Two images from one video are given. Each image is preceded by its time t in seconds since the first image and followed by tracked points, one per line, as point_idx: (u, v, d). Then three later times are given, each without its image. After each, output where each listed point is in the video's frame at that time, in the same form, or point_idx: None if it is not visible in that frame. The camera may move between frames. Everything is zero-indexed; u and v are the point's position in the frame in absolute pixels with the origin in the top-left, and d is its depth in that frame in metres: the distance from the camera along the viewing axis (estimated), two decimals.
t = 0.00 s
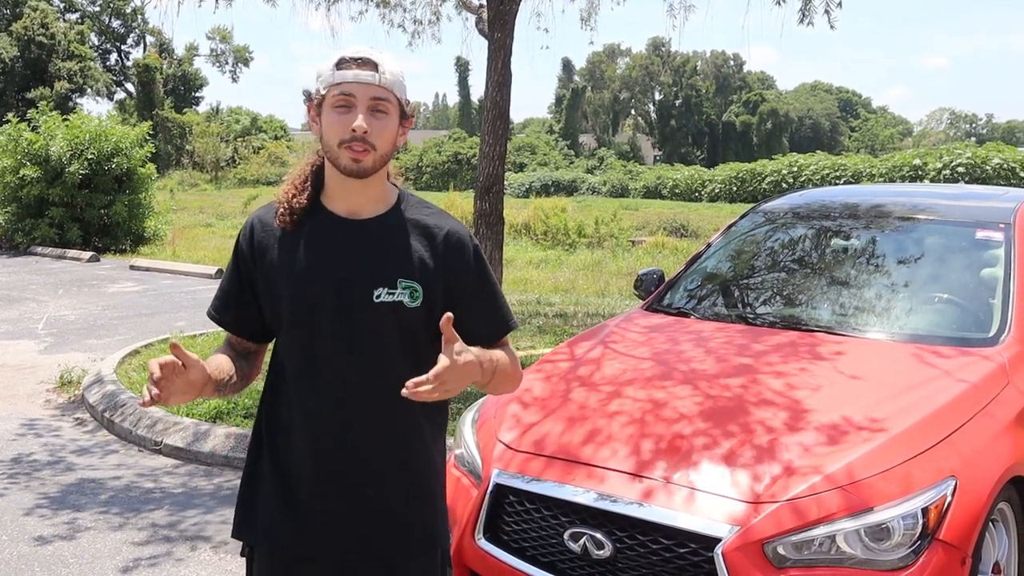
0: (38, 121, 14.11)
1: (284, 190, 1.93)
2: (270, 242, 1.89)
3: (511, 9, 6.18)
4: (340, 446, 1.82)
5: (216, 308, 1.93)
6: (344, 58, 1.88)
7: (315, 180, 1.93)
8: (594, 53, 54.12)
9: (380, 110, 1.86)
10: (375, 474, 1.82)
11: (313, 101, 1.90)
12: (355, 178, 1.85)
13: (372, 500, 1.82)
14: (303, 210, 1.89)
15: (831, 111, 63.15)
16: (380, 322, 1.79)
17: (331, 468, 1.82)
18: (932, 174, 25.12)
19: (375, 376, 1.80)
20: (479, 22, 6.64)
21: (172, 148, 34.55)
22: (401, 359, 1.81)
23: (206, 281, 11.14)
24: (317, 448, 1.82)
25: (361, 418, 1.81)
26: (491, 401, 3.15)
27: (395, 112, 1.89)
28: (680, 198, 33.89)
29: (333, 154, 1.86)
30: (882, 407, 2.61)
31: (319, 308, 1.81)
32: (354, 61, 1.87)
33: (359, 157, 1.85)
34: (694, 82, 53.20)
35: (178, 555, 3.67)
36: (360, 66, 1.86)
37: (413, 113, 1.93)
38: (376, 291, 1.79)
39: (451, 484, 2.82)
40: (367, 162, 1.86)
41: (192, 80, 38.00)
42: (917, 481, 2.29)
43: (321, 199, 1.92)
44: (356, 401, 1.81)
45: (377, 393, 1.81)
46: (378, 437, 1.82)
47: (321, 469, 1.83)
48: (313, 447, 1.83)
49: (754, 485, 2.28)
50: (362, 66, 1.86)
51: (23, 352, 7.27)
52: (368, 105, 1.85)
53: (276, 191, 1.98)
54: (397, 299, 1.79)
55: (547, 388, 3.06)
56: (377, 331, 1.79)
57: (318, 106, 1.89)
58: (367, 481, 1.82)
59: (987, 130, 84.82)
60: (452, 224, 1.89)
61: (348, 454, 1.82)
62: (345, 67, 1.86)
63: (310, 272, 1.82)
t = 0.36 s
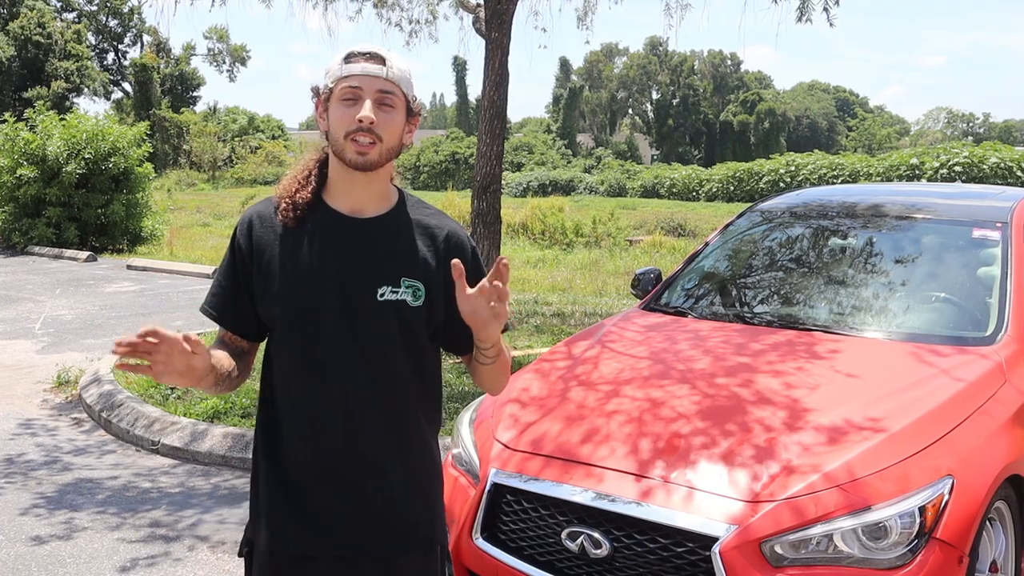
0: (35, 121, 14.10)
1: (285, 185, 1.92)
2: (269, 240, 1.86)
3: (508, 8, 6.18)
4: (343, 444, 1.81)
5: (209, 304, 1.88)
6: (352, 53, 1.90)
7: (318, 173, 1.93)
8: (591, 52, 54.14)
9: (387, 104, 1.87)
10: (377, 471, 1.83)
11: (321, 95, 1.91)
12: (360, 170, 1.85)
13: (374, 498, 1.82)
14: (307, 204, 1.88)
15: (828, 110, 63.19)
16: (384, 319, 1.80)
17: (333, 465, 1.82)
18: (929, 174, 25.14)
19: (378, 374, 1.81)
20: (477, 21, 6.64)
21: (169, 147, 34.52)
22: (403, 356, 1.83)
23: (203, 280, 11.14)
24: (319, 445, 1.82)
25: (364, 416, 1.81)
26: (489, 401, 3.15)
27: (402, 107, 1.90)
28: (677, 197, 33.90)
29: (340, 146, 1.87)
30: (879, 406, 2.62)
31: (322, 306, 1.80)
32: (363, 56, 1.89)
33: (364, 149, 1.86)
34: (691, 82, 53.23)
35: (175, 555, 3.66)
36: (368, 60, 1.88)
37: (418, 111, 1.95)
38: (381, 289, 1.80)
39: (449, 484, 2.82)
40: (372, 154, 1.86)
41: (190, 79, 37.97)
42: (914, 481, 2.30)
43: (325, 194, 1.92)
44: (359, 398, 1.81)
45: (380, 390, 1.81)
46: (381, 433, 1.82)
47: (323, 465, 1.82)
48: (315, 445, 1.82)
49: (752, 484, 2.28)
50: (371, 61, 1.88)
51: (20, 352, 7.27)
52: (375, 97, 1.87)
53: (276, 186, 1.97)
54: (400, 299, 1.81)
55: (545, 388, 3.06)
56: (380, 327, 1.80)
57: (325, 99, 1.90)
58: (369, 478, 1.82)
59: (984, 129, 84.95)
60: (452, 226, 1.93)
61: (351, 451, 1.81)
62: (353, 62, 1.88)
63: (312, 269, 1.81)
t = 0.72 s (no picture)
0: (33, 120, 14.08)
1: (286, 186, 1.91)
2: (272, 241, 1.84)
3: (507, 7, 6.17)
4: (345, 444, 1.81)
5: (212, 302, 1.86)
6: (343, 58, 1.88)
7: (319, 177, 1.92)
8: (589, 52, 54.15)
9: (385, 106, 1.87)
10: (380, 472, 1.83)
11: (315, 102, 1.90)
12: (363, 176, 1.85)
13: (376, 498, 1.82)
14: (309, 207, 1.87)
15: (826, 109, 63.24)
16: (387, 318, 1.80)
17: (336, 465, 1.81)
18: (927, 174, 25.15)
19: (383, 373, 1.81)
20: (475, 21, 6.63)
21: (167, 146, 34.48)
22: (407, 357, 1.83)
23: (201, 280, 11.13)
24: (323, 445, 1.81)
25: (367, 416, 1.81)
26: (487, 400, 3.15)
27: (399, 108, 1.89)
28: (676, 196, 33.87)
29: (342, 154, 1.86)
30: (877, 405, 2.62)
31: (326, 307, 1.79)
32: (354, 60, 1.87)
33: (367, 155, 1.86)
34: (689, 81, 53.27)
35: (173, 554, 3.66)
36: (361, 64, 1.86)
37: (415, 109, 1.94)
38: (386, 290, 1.80)
39: (448, 483, 2.81)
40: (375, 159, 1.86)
41: (188, 78, 37.91)
42: (913, 480, 2.30)
43: (327, 197, 1.91)
44: (363, 399, 1.80)
45: (384, 390, 1.81)
46: (384, 433, 1.82)
47: (326, 465, 1.81)
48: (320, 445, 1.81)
49: (750, 483, 2.27)
50: (363, 64, 1.86)
51: (17, 352, 7.25)
52: (372, 102, 1.86)
53: (276, 188, 1.96)
54: (405, 299, 1.81)
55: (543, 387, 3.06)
56: (385, 328, 1.80)
57: (321, 107, 1.89)
58: (372, 479, 1.82)
59: (982, 128, 85.04)
60: (452, 225, 1.93)
61: (354, 451, 1.81)
62: (346, 67, 1.86)
63: (315, 270, 1.80)
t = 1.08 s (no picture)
0: (30, 117, 14.05)
1: (285, 185, 1.91)
2: (273, 239, 1.84)
3: (505, 3, 6.17)
4: (344, 442, 1.80)
5: (210, 300, 1.86)
6: (329, 55, 1.87)
7: (315, 175, 1.92)
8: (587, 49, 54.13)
9: (374, 99, 1.86)
10: (380, 469, 1.82)
11: (306, 102, 1.90)
12: (356, 171, 1.84)
13: (377, 495, 1.82)
14: (307, 204, 1.86)
15: (824, 106, 63.27)
16: (388, 315, 1.79)
17: (336, 464, 1.81)
18: (925, 171, 25.14)
19: (384, 370, 1.80)
20: (472, 17, 6.62)
21: (164, 144, 34.42)
22: (409, 354, 1.82)
23: (198, 277, 11.11)
24: (323, 444, 1.80)
25: (367, 413, 1.80)
26: (486, 398, 3.15)
27: (388, 99, 1.88)
28: (673, 193, 33.88)
29: (334, 151, 1.86)
30: (875, 402, 2.62)
31: (327, 305, 1.79)
32: (339, 56, 1.87)
33: (360, 150, 1.85)
34: (687, 78, 53.25)
35: (171, 552, 3.65)
36: (346, 60, 1.86)
37: (407, 100, 1.93)
38: (387, 286, 1.80)
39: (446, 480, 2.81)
40: (368, 154, 1.85)
41: (185, 76, 37.81)
42: (910, 477, 2.30)
43: (326, 196, 1.90)
44: (363, 398, 1.79)
45: (385, 388, 1.80)
46: (385, 431, 1.81)
47: (327, 464, 1.81)
48: (321, 444, 1.81)
49: (749, 481, 2.27)
50: (348, 58, 1.86)
51: (14, 349, 7.23)
52: (361, 96, 1.85)
53: (275, 187, 1.95)
54: (407, 294, 1.81)
55: (541, 384, 3.06)
56: (385, 325, 1.79)
57: (312, 106, 1.89)
58: (372, 476, 1.82)
59: (979, 125, 85.14)
60: (452, 218, 1.93)
61: (355, 450, 1.80)
62: (332, 64, 1.86)
63: (316, 267, 1.80)
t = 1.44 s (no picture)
0: (26, 112, 13.99)
1: (279, 179, 1.90)
2: (268, 234, 1.84)
3: None
4: (341, 438, 1.80)
5: (207, 296, 1.86)
6: (327, 48, 1.87)
7: (309, 168, 1.91)
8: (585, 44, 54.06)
9: (370, 94, 1.85)
10: (378, 465, 1.81)
11: (302, 95, 1.89)
12: (350, 165, 1.83)
13: (374, 491, 1.81)
14: (301, 198, 1.86)
15: (822, 101, 63.26)
16: (384, 310, 1.78)
17: (333, 460, 1.80)
18: (922, 165, 25.17)
19: (381, 365, 1.78)
20: (469, 11, 6.60)
21: (161, 139, 34.30)
22: (407, 349, 1.80)
23: (195, 272, 11.09)
24: (321, 439, 1.80)
25: (365, 409, 1.79)
26: (482, 392, 3.14)
27: (385, 94, 1.87)
28: (671, 188, 33.89)
29: (328, 144, 1.85)
30: (872, 397, 2.61)
31: (323, 300, 1.78)
32: (337, 50, 1.86)
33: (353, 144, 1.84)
34: (684, 73, 53.20)
35: (168, 547, 3.65)
36: (345, 53, 1.85)
37: (403, 96, 1.92)
38: (382, 280, 1.78)
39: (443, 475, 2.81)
40: (361, 148, 1.84)
41: (182, 70, 37.69)
42: (907, 471, 2.30)
43: (319, 189, 1.90)
44: (360, 394, 1.78)
45: (382, 383, 1.79)
46: (383, 426, 1.80)
47: (324, 460, 1.80)
48: (318, 441, 1.80)
49: (745, 475, 2.27)
50: (346, 52, 1.85)
51: (11, 344, 7.22)
52: (357, 90, 1.84)
53: (270, 182, 1.95)
54: (402, 288, 1.79)
55: (537, 378, 3.05)
56: (382, 319, 1.78)
57: (308, 99, 1.88)
58: (370, 471, 1.81)
59: (976, 120, 85.25)
60: (450, 213, 1.91)
61: (349, 444, 1.80)
62: (330, 56, 1.86)
63: (312, 261, 1.79)
